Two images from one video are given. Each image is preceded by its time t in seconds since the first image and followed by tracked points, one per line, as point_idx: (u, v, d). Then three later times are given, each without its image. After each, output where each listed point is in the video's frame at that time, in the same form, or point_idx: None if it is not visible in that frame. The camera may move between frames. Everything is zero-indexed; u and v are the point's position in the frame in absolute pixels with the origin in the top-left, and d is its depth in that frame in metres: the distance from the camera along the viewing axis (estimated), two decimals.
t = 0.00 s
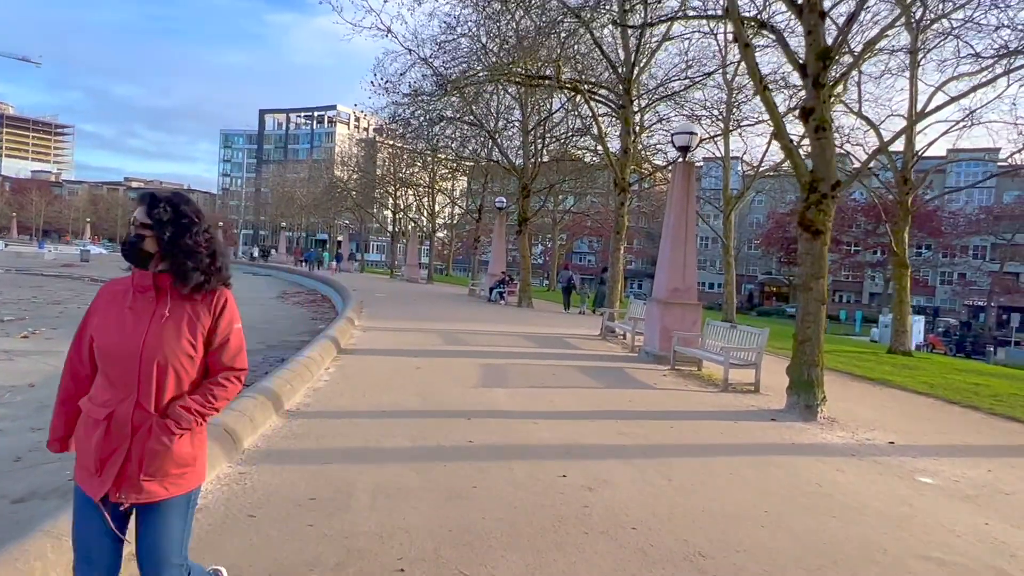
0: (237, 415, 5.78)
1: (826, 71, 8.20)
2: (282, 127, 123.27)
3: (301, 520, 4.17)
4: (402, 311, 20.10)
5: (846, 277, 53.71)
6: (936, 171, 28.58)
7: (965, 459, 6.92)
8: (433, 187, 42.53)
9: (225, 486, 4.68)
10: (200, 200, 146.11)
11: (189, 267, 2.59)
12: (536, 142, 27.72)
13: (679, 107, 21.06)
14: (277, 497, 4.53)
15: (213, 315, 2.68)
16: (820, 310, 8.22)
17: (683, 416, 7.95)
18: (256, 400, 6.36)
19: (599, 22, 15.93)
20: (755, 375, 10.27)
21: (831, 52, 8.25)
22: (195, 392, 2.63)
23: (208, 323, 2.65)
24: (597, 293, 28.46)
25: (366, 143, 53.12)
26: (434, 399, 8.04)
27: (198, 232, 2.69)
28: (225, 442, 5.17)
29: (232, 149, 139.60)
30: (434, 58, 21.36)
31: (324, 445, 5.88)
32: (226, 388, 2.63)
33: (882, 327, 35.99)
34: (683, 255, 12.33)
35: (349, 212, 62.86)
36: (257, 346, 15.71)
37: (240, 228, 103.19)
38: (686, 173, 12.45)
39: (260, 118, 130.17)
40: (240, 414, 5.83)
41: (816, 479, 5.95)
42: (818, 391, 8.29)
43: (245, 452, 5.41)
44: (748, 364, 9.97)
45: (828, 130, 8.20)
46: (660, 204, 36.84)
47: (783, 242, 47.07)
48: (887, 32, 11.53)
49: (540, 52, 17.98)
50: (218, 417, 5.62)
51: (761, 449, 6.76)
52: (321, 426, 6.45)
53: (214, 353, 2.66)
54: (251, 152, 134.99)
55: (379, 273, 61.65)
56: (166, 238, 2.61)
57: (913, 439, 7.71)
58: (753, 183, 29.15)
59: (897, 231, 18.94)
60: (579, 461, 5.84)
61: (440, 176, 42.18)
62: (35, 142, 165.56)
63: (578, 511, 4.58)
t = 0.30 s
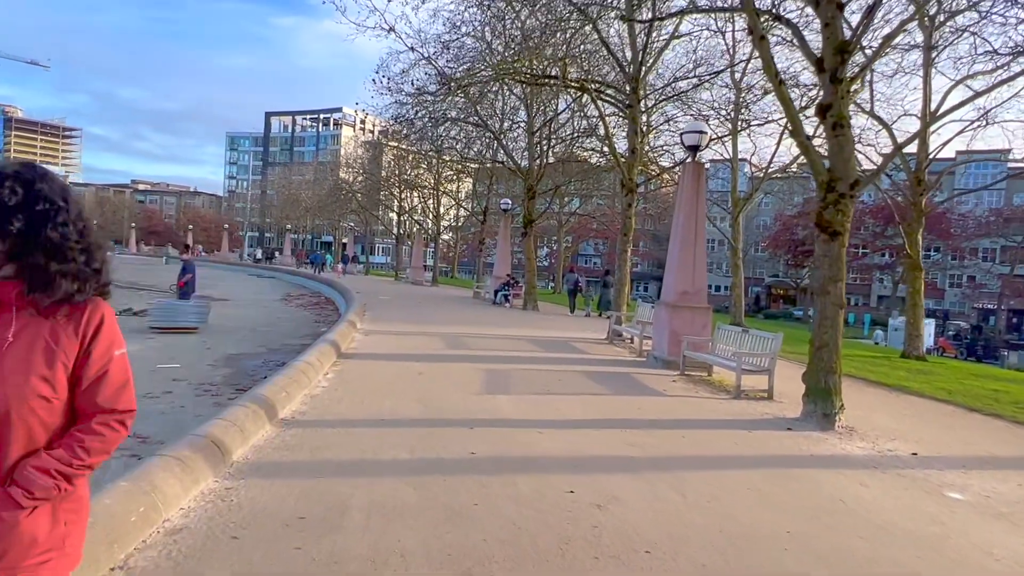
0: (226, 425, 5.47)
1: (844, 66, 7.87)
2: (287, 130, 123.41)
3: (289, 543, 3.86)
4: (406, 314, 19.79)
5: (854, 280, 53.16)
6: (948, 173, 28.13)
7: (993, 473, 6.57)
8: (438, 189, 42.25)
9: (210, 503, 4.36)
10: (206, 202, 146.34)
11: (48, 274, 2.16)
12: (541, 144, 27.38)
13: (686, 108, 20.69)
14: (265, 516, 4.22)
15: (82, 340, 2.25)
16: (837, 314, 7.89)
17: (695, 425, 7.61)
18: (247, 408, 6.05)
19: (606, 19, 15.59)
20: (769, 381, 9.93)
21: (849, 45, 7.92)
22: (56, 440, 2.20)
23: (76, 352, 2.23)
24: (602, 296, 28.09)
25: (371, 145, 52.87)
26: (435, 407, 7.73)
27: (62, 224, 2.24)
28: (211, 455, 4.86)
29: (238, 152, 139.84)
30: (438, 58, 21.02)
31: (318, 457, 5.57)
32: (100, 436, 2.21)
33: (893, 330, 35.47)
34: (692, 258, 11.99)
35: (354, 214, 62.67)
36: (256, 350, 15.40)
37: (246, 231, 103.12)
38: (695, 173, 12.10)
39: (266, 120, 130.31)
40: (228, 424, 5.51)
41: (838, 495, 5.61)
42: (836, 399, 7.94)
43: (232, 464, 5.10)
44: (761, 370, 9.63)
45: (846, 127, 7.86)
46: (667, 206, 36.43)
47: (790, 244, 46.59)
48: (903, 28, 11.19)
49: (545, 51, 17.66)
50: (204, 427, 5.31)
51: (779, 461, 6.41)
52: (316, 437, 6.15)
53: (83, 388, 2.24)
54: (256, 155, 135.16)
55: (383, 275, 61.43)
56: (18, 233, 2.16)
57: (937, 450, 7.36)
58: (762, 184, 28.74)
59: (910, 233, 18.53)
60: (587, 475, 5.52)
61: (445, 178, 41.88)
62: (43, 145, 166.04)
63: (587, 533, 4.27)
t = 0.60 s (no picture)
0: (221, 434, 5.22)
1: (870, 58, 7.51)
2: (301, 132, 124.08)
3: (278, 564, 3.61)
4: (416, 316, 19.55)
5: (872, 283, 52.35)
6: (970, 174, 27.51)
7: None
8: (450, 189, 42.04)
9: (198, 518, 4.11)
10: (221, 204, 147.42)
11: None
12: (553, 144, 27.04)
13: (702, 107, 20.28)
14: (255, 534, 3.96)
15: None
16: (863, 319, 7.52)
17: (713, 434, 7.27)
18: (244, 416, 5.80)
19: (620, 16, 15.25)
20: (789, 388, 9.55)
21: (876, 37, 7.56)
22: None
23: None
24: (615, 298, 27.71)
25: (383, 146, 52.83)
26: (441, 413, 7.45)
27: None
28: (201, 466, 4.60)
29: (252, 154, 140.79)
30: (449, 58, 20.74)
31: (317, 468, 5.30)
32: None
33: (912, 334, 34.77)
34: (709, 259, 11.62)
35: (367, 216, 62.70)
36: (264, 352, 15.20)
37: (260, 232, 103.69)
38: (711, 173, 11.74)
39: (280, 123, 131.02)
40: (224, 433, 5.26)
41: (868, 511, 5.27)
42: (862, 407, 7.57)
43: (226, 476, 4.84)
44: (781, 376, 9.27)
45: (872, 123, 7.50)
46: (682, 208, 35.98)
47: (807, 246, 45.89)
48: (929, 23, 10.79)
49: (558, 49, 17.34)
50: (196, 437, 5.06)
51: (802, 474, 6.07)
52: (316, 445, 5.89)
53: None
54: (270, 157, 135.99)
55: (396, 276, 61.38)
56: None
57: (969, 462, 6.98)
58: (778, 185, 28.24)
59: (933, 234, 18.04)
60: (599, 490, 5.21)
61: (457, 179, 41.69)
62: (61, 148, 168.13)
63: (601, 555, 3.97)
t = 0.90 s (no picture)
0: (212, 439, 4.94)
1: (902, 45, 7.08)
2: (319, 133, 124.80)
3: None
4: (428, 316, 19.28)
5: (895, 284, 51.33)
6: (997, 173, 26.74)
7: None
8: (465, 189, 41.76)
9: (179, 531, 3.83)
10: (240, 204, 148.69)
11: None
12: (569, 143, 26.59)
13: (721, 103, 19.78)
14: (239, 548, 3.68)
15: None
16: (893, 321, 7.11)
17: (732, 442, 6.89)
18: (238, 419, 5.53)
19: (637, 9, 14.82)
20: (812, 393, 9.14)
21: (908, 23, 7.14)
22: None
23: None
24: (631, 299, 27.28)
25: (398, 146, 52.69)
26: (447, 416, 7.15)
27: None
28: (186, 475, 4.33)
29: (270, 155, 141.82)
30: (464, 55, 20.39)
31: (312, 475, 5.01)
32: None
33: (937, 336, 33.96)
34: (728, 259, 11.20)
35: (383, 216, 62.73)
36: (274, 352, 15.00)
37: (277, 232, 104.25)
38: (730, 170, 11.32)
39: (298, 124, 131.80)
40: (214, 439, 4.99)
41: (901, 527, 4.89)
42: (891, 414, 7.15)
43: (215, 485, 4.57)
44: (804, 380, 8.85)
45: (903, 114, 7.08)
46: (700, 208, 35.41)
47: (827, 247, 45.08)
48: (961, 11, 10.29)
49: (574, 45, 16.94)
50: (184, 442, 4.80)
51: (829, 487, 5.68)
52: (313, 451, 5.62)
53: None
54: (288, 158, 136.87)
55: (412, 276, 61.31)
56: None
57: (1008, 474, 6.56)
58: (799, 184, 27.64)
59: (961, 234, 17.46)
60: (612, 502, 4.88)
61: (472, 179, 41.42)
62: (84, 149, 170.58)
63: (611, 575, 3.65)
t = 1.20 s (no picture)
0: (201, 450, 4.72)
1: (935, 35, 6.67)
2: (337, 134, 125.42)
3: None
4: (441, 317, 19.04)
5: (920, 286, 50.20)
6: None
7: None
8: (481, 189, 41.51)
9: (157, 552, 3.59)
10: (260, 204, 149.94)
11: None
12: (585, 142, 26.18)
13: (741, 100, 19.28)
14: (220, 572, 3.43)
15: None
16: (924, 326, 6.71)
17: (752, 454, 6.54)
18: (231, 428, 5.29)
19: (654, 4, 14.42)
20: (837, 401, 8.73)
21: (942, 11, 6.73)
22: None
23: None
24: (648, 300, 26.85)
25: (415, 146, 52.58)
26: (453, 423, 6.87)
27: None
28: (170, 490, 4.09)
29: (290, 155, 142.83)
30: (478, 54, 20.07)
31: (306, 489, 4.75)
32: None
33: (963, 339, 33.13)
34: (748, 260, 10.80)
35: (400, 216, 62.74)
36: (284, 354, 14.84)
37: (296, 232, 104.86)
38: (751, 168, 10.92)
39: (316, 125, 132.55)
40: (204, 449, 4.76)
41: (937, 552, 4.52)
42: (923, 425, 6.75)
43: (201, 500, 4.32)
44: (828, 388, 8.45)
45: (937, 107, 6.67)
46: (719, 208, 34.85)
47: (850, 247, 44.22)
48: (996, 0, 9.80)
49: (589, 42, 16.55)
50: (172, 452, 4.58)
51: (857, 505, 5.31)
52: (310, 461, 5.37)
53: None
54: (307, 159, 137.71)
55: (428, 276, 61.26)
56: None
57: None
58: (821, 183, 27.04)
59: (991, 234, 16.86)
60: (622, 521, 4.56)
61: (488, 179, 41.17)
62: (108, 150, 173.00)
63: None
